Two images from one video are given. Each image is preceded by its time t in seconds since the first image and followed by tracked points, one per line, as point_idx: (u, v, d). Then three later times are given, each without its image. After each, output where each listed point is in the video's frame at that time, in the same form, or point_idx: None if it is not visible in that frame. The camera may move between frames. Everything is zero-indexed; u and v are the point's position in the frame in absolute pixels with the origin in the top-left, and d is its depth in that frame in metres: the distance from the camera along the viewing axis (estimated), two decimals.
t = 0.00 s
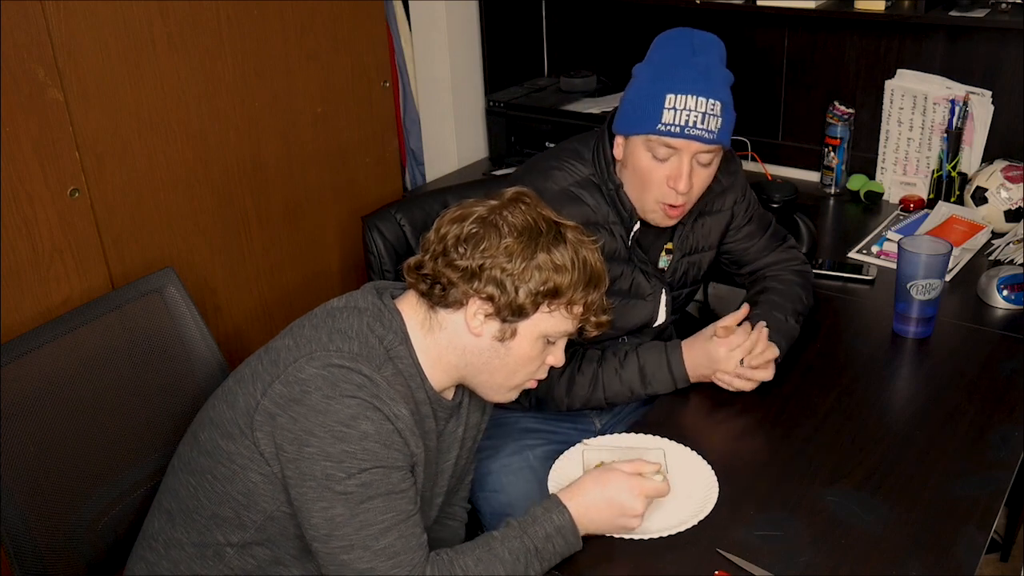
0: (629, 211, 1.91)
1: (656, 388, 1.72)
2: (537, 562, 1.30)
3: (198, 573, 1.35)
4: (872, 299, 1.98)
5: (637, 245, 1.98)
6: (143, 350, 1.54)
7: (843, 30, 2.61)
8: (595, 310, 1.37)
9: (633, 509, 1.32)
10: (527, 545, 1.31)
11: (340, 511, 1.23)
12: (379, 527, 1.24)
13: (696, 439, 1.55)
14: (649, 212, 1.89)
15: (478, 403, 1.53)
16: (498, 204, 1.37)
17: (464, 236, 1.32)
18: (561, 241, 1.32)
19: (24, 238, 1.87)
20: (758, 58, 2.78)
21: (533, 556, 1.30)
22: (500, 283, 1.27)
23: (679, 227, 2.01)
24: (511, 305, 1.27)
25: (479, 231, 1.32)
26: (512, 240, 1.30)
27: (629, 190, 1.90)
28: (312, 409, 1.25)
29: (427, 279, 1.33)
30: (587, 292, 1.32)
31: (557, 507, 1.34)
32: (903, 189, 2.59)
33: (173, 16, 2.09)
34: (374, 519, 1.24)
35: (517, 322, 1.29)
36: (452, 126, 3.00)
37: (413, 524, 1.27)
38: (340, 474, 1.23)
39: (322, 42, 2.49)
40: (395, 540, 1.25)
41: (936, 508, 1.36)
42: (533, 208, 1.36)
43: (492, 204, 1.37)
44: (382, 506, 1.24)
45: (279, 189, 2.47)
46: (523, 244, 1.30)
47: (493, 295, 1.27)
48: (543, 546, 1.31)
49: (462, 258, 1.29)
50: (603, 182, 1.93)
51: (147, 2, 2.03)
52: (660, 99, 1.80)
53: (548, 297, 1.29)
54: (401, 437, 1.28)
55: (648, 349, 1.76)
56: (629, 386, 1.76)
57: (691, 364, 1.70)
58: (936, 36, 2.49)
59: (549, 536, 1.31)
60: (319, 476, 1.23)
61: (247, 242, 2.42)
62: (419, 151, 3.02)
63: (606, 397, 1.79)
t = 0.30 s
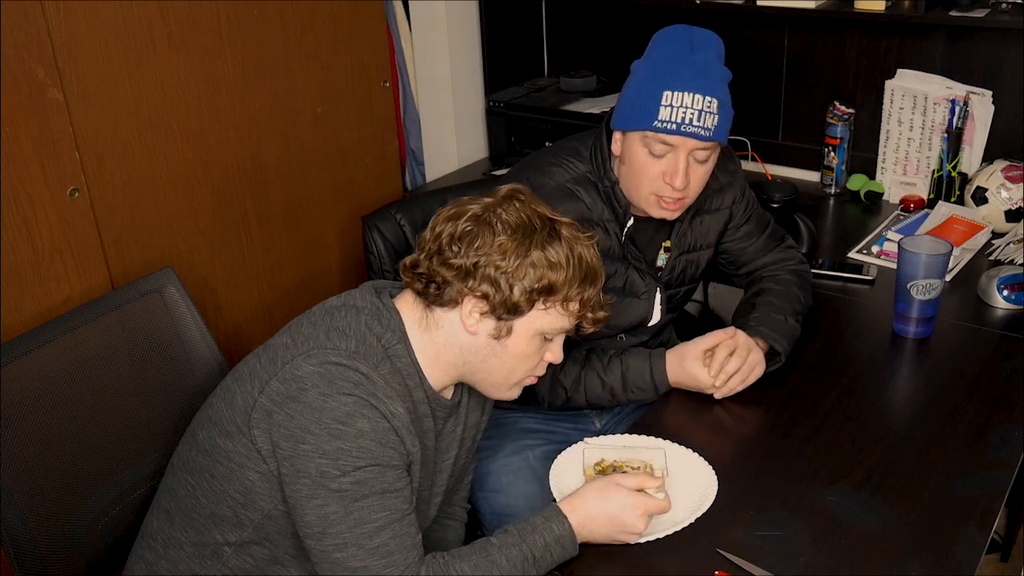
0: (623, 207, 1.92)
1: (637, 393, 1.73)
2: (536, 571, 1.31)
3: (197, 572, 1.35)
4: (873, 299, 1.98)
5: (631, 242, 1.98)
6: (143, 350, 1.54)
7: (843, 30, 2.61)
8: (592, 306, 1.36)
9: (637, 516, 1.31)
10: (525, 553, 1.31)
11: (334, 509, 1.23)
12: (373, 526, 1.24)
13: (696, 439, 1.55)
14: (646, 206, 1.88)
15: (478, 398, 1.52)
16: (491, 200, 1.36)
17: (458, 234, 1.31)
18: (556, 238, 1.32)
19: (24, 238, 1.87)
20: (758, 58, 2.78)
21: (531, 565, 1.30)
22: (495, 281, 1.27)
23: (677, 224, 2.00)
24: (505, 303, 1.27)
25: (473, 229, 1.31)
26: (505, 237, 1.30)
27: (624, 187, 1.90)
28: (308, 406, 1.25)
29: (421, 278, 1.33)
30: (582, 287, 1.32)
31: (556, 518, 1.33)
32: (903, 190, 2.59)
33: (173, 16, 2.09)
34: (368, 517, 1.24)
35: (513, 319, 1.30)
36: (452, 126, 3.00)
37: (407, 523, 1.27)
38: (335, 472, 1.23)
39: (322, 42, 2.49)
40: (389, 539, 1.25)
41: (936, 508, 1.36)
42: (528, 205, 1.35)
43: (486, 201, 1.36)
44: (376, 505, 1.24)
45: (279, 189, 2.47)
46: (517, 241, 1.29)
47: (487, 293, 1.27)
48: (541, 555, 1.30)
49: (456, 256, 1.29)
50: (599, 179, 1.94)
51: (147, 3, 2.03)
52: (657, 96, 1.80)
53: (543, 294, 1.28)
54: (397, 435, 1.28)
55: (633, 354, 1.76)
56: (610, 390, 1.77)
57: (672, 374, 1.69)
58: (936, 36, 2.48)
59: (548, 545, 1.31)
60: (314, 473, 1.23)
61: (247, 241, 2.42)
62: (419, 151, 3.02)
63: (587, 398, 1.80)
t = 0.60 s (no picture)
0: (619, 204, 1.92)
1: (633, 389, 1.75)
2: (535, 572, 1.31)
3: (197, 572, 1.35)
4: (873, 299, 1.98)
5: (627, 239, 1.98)
6: (143, 350, 1.54)
7: (843, 30, 2.61)
8: (589, 301, 1.36)
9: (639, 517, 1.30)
10: (525, 554, 1.31)
11: (333, 509, 1.23)
12: (372, 525, 1.24)
13: (696, 439, 1.55)
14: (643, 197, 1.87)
15: (477, 392, 1.52)
16: (485, 197, 1.36)
17: (453, 232, 1.32)
18: (550, 234, 1.32)
19: (24, 238, 1.87)
20: (758, 58, 2.78)
21: (531, 566, 1.30)
22: (490, 278, 1.27)
23: (674, 221, 2.00)
24: (501, 300, 1.27)
25: (467, 226, 1.31)
26: (500, 234, 1.30)
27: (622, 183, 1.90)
28: (307, 406, 1.25)
29: (417, 277, 1.33)
30: (578, 283, 1.32)
31: (556, 519, 1.33)
32: (903, 190, 2.59)
33: (173, 16, 2.09)
34: (367, 517, 1.24)
35: (509, 316, 1.30)
36: (452, 126, 3.00)
37: (406, 523, 1.27)
38: (333, 472, 1.23)
39: (322, 42, 2.49)
40: (388, 539, 1.25)
41: (936, 508, 1.36)
42: (522, 201, 1.35)
43: (481, 198, 1.36)
44: (375, 505, 1.24)
45: (279, 189, 2.48)
46: (511, 237, 1.29)
47: (483, 290, 1.27)
48: (541, 557, 1.30)
49: (451, 254, 1.29)
50: (596, 176, 1.94)
51: (147, 3, 2.03)
52: (651, 87, 1.80)
53: (539, 290, 1.28)
54: (396, 435, 1.28)
55: (630, 347, 1.78)
56: (607, 382, 1.79)
57: (669, 370, 1.71)
58: (936, 36, 2.48)
59: (548, 546, 1.31)
60: (313, 473, 1.23)
61: (247, 241, 2.42)
62: (419, 151, 3.02)
63: (583, 392, 1.82)
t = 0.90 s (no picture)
0: (620, 202, 1.93)
1: (633, 388, 1.75)
2: (533, 570, 1.31)
3: (197, 569, 1.36)
4: (872, 299, 1.98)
5: (627, 237, 1.98)
6: (143, 349, 1.54)
7: (842, 30, 2.61)
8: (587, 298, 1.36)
9: (634, 513, 1.31)
10: (522, 552, 1.32)
11: (331, 506, 1.23)
12: (370, 523, 1.24)
13: (696, 439, 1.55)
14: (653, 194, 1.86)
15: (475, 388, 1.52)
16: (482, 195, 1.36)
17: (451, 230, 1.32)
18: (548, 230, 1.32)
19: (24, 237, 1.87)
20: (758, 58, 2.78)
21: (528, 564, 1.31)
22: (488, 274, 1.27)
23: (674, 218, 2.00)
24: (499, 296, 1.27)
25: (465, 224, 1.32)
26: (497, 231, 1.30)
27: (623, 179, 1.91)
28: (306, 403, 1.25)
29: (416, 275, 1.33)
30: (576, 279, 1.32)
31: (553, 517, 1.34)
32: (903, 189, 2.59)
33: (173, 16, 2.09)
34: (365, 514, 1.24)
35: (508, 313, 1.30)
36: (452, 126, 3.00)
37: (405, 521, 1.27)
38: (332, 469, 1.23)
39: (322, 42, 2.49)
40: (386, 537, 1.25)
41: (936, 508, 1.36)
42: (520, 198, 1.35)
43: (479, 195, 1.36)
44: (373, 502, 1.24)
45: (279, 189, 2.48)
46: (509, 234, 1.29)
47: (481, 287, 1.27)
48: (539, 554, 1.31)
49: (449, 251, 1.30)
50: (596, 175, 1.94)
51: (147, 2, 2.03)
52: (658, 83, 1.80)
53: (537, 286, 1.28)
54: (394, 433, 1.28)
55: (631, 346, 1.78)
56: (607, 381, 1.79)
57: (669, 369, 1.71)
58: (936, 36, 2.48)
59: (545, 544, 1.31)
60: (312, 470, 1.23)
61: (246, 240, 2.42)
62: (419, 151, 3.01)
63: (583, 390, 1.82)
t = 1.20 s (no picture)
0: (620, 203, 1.93)
1: (632, 389, 1.75)
2: (533, 570, 1.32)
3: (198, 568, 1.36)
4: (872, 299, 1.98)
5: (627, 238, 1.98)
6: (144, 349, 1.54)
7: (843, 30, 2.61)
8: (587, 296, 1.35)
9: (630, 513, 1.31)
10: (522, 552, 1.32)
11: (331, 505, 1.23)
12: (370, 522, 1.24)
13: (696, 439, 1.55)
14: (662, 195, 1.85)
15: (475, 386, 1.52)
16: (482, 194, 1.36)
17: (450, 229, 1.32)
18: (547, 229, 1.32)
19: (24, 237, 1.87)
20: (758, 58, 2.78)
21: (528, 565, 1.31)
22: (488, 273, 1.27)
23: (674, 219, 2.00)
24: (499, 294, 1.27)
25: (464, 223, 1.32)
26: (496, 230, 1.30)
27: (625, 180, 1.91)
28: (306, 402, 1.25)
29: (416, 275, 1.34)
30: (576, 277, 1.31)
31: (553, 517, 1.34)
32: (903, 190, 2.59)
33: (173, 16, 2.09)
34: (365, 514, 1.23)
35: (508, 311, 1.30)
36: (453, 126, 3.00)
37: (405, 520, 1.27)
38: (332, 468, 1.23)
39: (322, 42, 2.49)
40: (386, 536, 1.25)
41: (936, 508, 1.36)
42: (519, 197, 1.35)
43: (478, 195, 1.37)
44: (373, 501, 1.24)
45: (279, 189, 2.48)
46: (508, 232, 1.29)
47: (481, 286, 1.27)
48: (539, 554, 1.31)
49: (449, 251, 1.30)
50: (596, 176, 1.94)
51: (147, 2, 2.03)
52: (664, 80, 1.80)
53: (536, 284, 1.28)
54: (395, 432, 1.28)
55: (630, 347, 1.78)
56: (606, 381, 1.79)
57: (669, 370, 1.71)
58: (936, 36, 2.48)
59: (545, 544, 1.31)
60: (312, 469, 1.23)
61: (247, 240, 2.42)
62: (418, 151, 3.01)
63: (581, 390, 1.82)
